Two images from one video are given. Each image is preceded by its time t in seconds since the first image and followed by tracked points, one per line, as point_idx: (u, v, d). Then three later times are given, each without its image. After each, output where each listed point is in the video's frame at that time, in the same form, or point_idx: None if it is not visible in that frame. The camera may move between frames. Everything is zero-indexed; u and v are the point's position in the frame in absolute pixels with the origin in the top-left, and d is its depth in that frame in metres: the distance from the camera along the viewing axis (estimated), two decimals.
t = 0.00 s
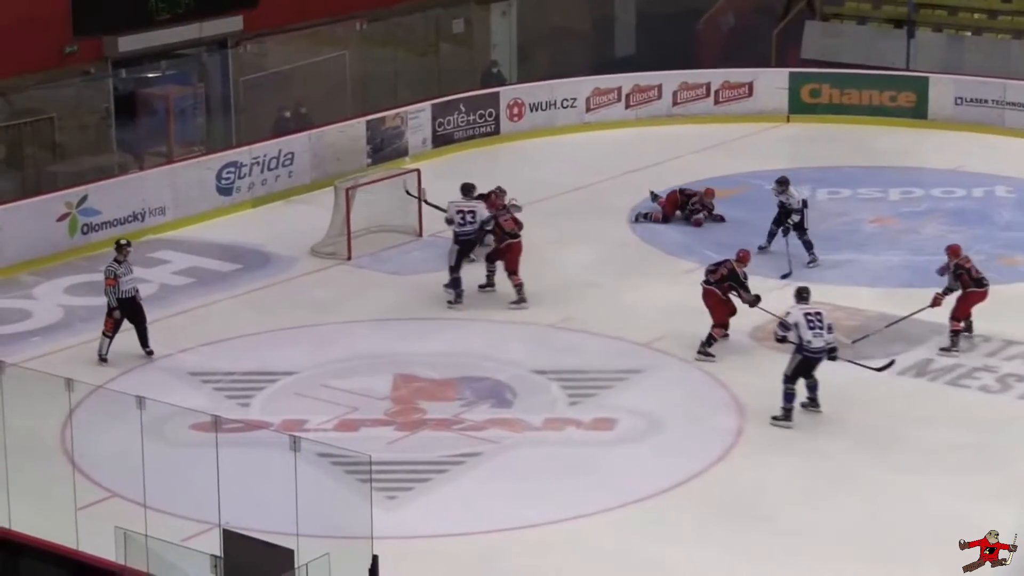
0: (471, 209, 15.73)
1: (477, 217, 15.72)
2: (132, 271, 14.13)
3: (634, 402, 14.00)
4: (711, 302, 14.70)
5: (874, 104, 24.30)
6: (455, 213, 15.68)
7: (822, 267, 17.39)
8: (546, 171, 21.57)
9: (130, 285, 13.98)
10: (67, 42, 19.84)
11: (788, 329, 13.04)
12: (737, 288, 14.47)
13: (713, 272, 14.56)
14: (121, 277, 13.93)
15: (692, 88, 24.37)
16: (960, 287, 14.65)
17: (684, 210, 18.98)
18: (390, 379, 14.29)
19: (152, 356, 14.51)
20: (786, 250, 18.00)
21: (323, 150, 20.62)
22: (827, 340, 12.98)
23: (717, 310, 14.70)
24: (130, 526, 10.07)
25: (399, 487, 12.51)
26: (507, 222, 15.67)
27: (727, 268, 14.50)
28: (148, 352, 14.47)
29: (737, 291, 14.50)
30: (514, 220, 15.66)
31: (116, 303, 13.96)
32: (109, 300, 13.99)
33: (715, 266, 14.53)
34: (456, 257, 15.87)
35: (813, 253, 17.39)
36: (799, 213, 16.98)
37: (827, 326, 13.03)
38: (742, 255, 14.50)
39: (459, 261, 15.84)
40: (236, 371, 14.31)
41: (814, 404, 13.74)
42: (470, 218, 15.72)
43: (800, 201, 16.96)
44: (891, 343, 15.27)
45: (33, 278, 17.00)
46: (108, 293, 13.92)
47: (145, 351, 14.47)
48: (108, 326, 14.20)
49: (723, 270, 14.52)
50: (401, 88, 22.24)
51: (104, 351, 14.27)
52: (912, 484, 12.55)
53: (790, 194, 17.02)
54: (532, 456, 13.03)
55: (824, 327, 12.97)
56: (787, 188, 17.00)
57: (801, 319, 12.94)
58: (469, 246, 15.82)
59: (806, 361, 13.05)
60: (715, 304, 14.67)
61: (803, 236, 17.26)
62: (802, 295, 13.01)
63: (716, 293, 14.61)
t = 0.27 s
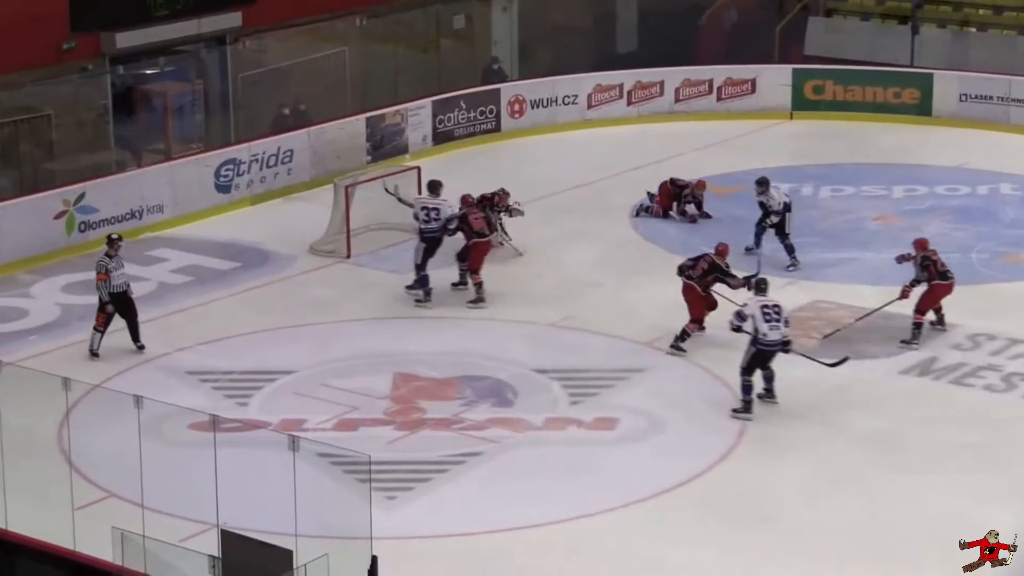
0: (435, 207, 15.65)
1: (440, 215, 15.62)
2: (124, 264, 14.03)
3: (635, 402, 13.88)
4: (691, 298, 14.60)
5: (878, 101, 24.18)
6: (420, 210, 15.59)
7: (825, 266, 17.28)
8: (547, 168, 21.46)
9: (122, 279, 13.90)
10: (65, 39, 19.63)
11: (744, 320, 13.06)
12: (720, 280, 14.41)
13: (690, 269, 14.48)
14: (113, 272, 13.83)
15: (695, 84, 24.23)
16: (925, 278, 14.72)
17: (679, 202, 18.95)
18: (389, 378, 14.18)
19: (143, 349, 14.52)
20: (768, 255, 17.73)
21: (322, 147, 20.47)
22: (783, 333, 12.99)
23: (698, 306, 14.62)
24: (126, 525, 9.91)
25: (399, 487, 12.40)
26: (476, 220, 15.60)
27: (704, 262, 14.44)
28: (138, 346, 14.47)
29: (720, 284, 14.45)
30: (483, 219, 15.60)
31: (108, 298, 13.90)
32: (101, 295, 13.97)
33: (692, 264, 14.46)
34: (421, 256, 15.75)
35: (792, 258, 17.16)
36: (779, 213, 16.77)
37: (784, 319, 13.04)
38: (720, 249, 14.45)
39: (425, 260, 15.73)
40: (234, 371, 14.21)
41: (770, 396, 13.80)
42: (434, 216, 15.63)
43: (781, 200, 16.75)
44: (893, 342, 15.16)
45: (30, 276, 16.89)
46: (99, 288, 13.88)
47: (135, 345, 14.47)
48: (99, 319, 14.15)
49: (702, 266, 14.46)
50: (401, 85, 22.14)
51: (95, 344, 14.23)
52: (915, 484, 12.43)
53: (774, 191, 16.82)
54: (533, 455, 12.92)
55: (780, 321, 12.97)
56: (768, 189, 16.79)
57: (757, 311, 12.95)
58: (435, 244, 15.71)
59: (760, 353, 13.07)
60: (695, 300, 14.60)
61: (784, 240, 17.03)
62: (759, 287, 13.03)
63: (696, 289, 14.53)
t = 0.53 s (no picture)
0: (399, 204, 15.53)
1: (405, 213, 15.55)
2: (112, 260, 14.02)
3: (636, 402, 13.77)
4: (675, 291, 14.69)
5: (880, 99, 24.09)
6: (386, 209, 15.45)
7: (827, 265, 17.18)
8: (548, 167, 21.35)
9: (111, 276, 13.88)
10: (60, 37, 19.46)
11: (699, 311, 12.88)
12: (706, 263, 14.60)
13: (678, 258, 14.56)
14: (102, 268, 13.82)
15: (696, 82, 24.14)
16: (890, 271, 14.75)
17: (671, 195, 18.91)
18: (388, 379, 14.07)
19: (133, 346, 14.49)
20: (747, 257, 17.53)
21: (321, 146, 20.35)
22: (738, 328, 12.81)
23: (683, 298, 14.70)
24: (123, 527, 9.85)
25: (398, 489, 12.28)
26: (444, 217, 15.74)
27: (691, 249, 14.57)
28: (128, 344, 14.45)
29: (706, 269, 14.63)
30: (449, 215, 15.75)
31: (97, 294, 13.88)
32: (91, 292, 13.95)
33: (681, 251, 14.55)
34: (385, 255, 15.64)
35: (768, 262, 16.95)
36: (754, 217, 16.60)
37: (740, 314, 12.86)
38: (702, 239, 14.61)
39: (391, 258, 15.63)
40: (231, 371, 14.10)
41: (724, 388, 13.81)
42: (398, 214, 15.53)
43: (757, 203, 16.55)
44: (897, 342, 15.05)
45: (26, 276, 16.78)
46: (89, 284, 13.86)
47: (125, 342, 14.45)
48: (88, 315, 14.12)
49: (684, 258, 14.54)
50: (398, 84, 22.05)
51: (84, 340, 14.20)
52: (916, 484, 12.33)
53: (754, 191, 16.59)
54: (533, 456, 12.82)
55: (736, 315, 12.81)
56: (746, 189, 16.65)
57: (713, 304, 12.78)
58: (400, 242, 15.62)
59: (714, 346, 12.90)
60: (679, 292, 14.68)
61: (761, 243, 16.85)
62: (717, 280, 12.87)
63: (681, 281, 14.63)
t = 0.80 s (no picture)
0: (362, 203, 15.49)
1: (369, 210, 15.52)
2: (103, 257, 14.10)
3: (641, 404, 13.64)
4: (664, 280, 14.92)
5: (889, 98, 23.94)
6: (350, 207, 15.38)
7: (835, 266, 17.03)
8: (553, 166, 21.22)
9: (102, 272, 13.95)
10: (61, 34, 19.39)
11: (656, 302, 13.02)
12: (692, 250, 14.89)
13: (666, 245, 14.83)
14: (94, 264, 13.88)
15: (702, 81, 24.00)
16: (856, 264, 14.87)
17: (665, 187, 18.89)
18: (391, 379, 13.95)
19: (126, 342, 14.51)
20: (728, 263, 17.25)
21: (324, 146, 20.25)
22: (693, 319, 12.94)
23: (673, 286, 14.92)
24: (124, 530, 9.78)
25: (402, 491, 12.15)
26: (410, 216, 15.73)
27: (677, 238, 14.87)
28: (121, 340, 14.45)
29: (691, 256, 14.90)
30: (417, 215, 15.75)
31: (90, 290, 13.93)
32: (84, 288, 13.97)
33: (669, 239, 14.84)
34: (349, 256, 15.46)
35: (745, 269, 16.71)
36: (727, 219, 16.48)
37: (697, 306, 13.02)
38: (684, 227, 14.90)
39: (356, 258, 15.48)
40: (233, 372, 13.97)
41: (683, 380, 13.83)
42: (362, 211, 15.50)
43: (730, 204, 16.45)
44: (905, 343, 14.91)
45: (26, 276, 16.67)
46: (81, 280, 13.89)
47: (118, 338, 14.46)
48: (80, 312, 14.15)
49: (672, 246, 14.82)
50: (402, 83, 21.88)
51: (76, 338, 14.19)
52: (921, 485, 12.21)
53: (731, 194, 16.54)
54: (537, 458, 12.69)
55: (692, 306, 12.93)
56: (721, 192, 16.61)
57: (669, 295, 12.93)
58: (366, 242, 15.51)
59: (671, 338, 13.02)
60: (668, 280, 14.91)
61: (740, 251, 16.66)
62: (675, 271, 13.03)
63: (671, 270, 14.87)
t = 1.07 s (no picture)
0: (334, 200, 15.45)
1: (341, 206, 15.45)
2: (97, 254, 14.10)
3: (647, 405, 13.52)
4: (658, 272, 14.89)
5: (898, 96, 23.83)
6: (322, 205, 15.34)
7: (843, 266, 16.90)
8: (558, 165, 21.10)
9: (97, 269, 13.95)
10: (61, 33, 19.28)
11: (622, 294, 13.17)
12: (680, 243, 14.91)
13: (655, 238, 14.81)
14: (88, 261, 13.88)
15: (709, 79, 23.89)
16: (828, 259, 14.86)
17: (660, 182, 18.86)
18: (395, 380, 13.84)
19: (120, 338, 14.52)
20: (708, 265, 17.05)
21: (328, 145, 20.17)
22: (659, 311, 13.18)
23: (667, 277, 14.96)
24: (126, 532, 9.70)
25: (406, 493, 12.03)
26: (386, 216, 15.67)
27: (666, 230, 14.86)
28: (116, 335, 14.46)
29: (679, 250, 14.93)
30: (392, 215, 15.67)
31: (83, 287, 13.94)
32: (78, 285, 13.99)
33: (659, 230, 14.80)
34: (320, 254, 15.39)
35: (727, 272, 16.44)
36: (709, 222, 16.21)
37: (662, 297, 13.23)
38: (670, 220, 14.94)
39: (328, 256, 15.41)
40: (235, 373, 13.86)
41: (651, 375, 13.87)
42: (335, 209, 15.42)
43: (713, 208, 16.17)
44: (913, 344, 14.78)
45: (26, 276, 16.58)
46: (76, 277, 13.91)
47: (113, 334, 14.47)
48: (72, 308, 14.17)
49: (663, 238, 14.80)
50: (406, 83, 21.74)
51: (68, 333, 14.21)
52: (927, 487, 12.09)
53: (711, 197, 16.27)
54: (542, 459, 12.57)
55: (658, 299, 13.17)
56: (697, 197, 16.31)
57: (637, 287, 13.11)
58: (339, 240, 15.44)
59: (636, 330, 13.22)
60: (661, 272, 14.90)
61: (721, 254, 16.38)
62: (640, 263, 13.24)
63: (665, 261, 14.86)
